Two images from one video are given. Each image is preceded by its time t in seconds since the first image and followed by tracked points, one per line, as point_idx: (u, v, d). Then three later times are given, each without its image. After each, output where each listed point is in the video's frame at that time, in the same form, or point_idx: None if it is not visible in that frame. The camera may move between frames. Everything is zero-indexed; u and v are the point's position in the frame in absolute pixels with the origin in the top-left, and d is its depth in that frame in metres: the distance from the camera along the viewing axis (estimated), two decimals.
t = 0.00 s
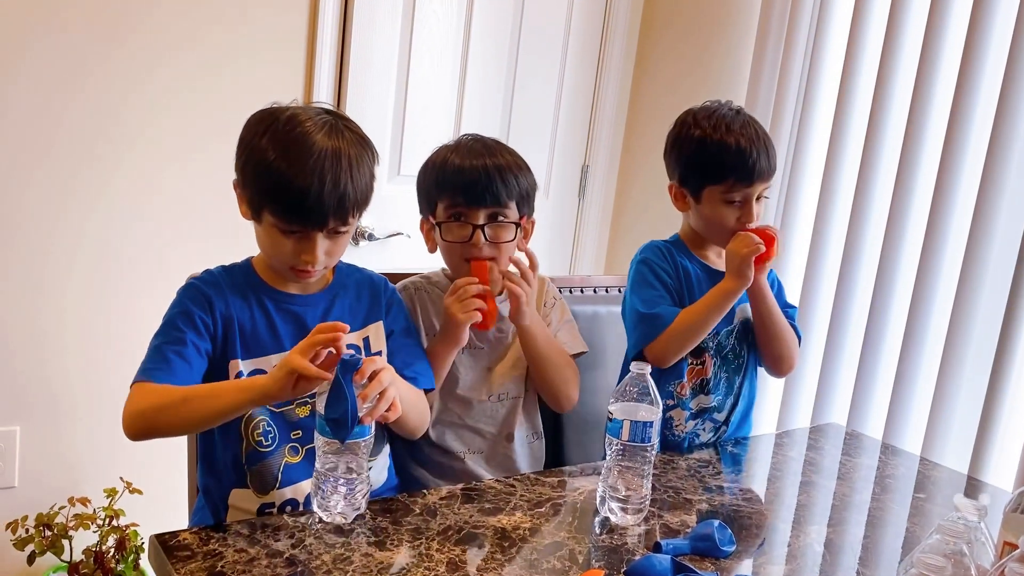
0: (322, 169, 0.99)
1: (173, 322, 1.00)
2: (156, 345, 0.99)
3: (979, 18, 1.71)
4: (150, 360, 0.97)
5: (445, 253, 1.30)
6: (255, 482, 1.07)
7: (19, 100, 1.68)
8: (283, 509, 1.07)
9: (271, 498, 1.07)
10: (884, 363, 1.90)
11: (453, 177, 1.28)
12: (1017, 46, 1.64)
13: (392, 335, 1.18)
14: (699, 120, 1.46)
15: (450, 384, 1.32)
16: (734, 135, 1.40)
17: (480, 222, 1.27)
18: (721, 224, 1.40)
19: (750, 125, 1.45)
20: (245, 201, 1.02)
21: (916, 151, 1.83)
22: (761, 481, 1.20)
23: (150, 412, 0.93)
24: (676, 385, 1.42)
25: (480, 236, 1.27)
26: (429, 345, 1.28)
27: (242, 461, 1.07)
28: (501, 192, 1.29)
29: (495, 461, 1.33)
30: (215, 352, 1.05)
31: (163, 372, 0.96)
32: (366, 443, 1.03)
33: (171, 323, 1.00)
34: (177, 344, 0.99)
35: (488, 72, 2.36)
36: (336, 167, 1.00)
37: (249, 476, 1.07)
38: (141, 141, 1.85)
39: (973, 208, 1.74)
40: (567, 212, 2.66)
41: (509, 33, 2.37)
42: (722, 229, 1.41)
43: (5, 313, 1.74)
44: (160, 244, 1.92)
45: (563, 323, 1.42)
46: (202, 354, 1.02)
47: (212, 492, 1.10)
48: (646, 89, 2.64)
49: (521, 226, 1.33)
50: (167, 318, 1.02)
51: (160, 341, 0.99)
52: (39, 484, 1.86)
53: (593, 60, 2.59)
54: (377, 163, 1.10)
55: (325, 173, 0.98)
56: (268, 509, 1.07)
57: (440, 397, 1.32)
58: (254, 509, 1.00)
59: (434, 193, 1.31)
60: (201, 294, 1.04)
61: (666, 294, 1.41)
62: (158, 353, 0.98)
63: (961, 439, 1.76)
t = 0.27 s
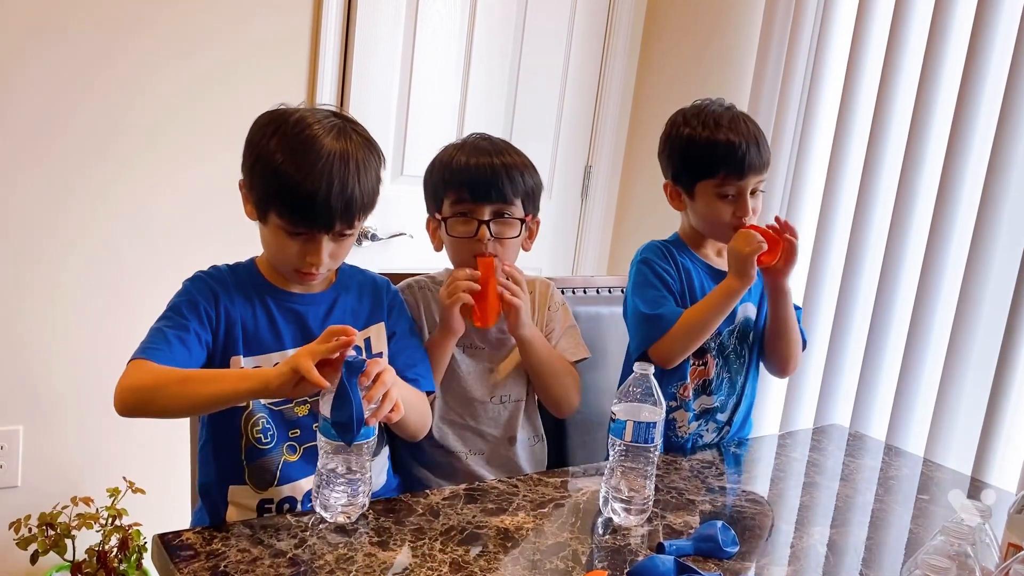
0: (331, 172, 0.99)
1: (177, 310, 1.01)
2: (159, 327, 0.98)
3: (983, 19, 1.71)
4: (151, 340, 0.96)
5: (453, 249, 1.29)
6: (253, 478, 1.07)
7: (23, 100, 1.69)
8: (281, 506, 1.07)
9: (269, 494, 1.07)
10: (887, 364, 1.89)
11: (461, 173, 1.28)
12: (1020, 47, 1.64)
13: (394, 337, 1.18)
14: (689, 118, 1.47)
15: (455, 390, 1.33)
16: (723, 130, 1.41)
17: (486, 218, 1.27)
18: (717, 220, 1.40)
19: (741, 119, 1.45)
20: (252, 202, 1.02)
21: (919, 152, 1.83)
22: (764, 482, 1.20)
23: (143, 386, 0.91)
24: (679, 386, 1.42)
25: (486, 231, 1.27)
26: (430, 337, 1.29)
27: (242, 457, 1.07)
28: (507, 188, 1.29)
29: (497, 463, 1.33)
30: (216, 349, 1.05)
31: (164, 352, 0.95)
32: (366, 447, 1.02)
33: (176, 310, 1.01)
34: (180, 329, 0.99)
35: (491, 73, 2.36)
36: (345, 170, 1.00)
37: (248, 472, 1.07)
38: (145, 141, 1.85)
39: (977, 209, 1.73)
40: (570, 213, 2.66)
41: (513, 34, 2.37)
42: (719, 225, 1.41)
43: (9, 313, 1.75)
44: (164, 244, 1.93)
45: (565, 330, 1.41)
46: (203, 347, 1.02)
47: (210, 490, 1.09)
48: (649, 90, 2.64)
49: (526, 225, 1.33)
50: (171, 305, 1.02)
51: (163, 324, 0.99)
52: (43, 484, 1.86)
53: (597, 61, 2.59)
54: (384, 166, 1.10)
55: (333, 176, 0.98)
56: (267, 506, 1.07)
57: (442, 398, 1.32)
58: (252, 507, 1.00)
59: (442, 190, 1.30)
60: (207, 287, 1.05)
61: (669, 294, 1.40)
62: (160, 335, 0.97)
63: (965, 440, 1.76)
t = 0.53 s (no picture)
0: (334, 171, 0.99)
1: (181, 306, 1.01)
2: (163, 323, 0.98)
3: (985, 19, 1.70)
4: (155, 336, 0.96)
5: (454, 249, 1.30)
6: (255, 476, 1.07)
7: (26, 100, 1.69)
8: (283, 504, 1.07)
9: (271, 492, 1.07)
10: (889, 364, 1.89)
11: (464, 172, 1.28)
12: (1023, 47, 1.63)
13: (396, 336, 1.18)
14: (679, 117, 1.49)
15: (456, 391, 1.33)
16: (713, 124, 1.43)
17: (487, 218, 1.27)
18: (715, 211, 1.41)
19: (731, 113, 1.46)
20: (256, 202, 1.02)
21: (921, 152, 1.82)
22: (765, 482, 1.20)
23: (148, 379, 0.91)
24: (680, 386, 1.42)
25: (486, 231, 1.27)
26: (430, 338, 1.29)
27: (244, 455, 1.07)
28: (508, 188, 1.29)
29: (497, 464, 1.33)
30: (219, 347, 1.05)
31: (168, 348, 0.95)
32: (367, 452, 1.02)
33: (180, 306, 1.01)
34: (183, 325, 0.99)
35: (493, 73, 2.36)
36: (348, 169, 1.00)
37: (250, 470, 1.08)
38: (147, 141, 1.86)
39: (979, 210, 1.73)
40: (572, 213, 2.66)
41: (515, 35, 2.37)
42: (717, 215, 1.41)
43: (11, 313, 1.75)
44: (165, 243, 1.93)
45: (566, 332, 1.42)
46: (207, 343, 1.02)
47: (212, 486, 1.10)
48: (651, 91, 2.64)
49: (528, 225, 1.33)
50: (175, 302, 1.02)
51: (167, 320, 0.99)
52: (45, 483, 1.87)
53: (599, 61, 2.59)
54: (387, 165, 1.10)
55: (336, 175, 0.99)
56: (268, 504, 1.08)
57: (442, 399, 1.33)
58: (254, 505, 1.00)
59: (445, 190, 1.31)
60: (211, 285, 1.05)
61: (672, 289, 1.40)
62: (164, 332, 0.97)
63: (966, 441, 1.76)
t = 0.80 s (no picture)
0: (338, 169, 0.99)
1: (185, 309, 1.00)
2: (166, 330, 0.98)
3: (988, 18, 1.70)
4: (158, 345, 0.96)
5: (453, 249, 1.30)
6: (257, 475, 1.07)
7: (29, 99, 1.69)
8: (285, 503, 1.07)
9: (273, 491, 1.07)
10: (891, 364, 1.89)
11: (462, 172, 1.28)
12: None
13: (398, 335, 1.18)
14: (679, 116, 1.50)
15: (457, 391, 1.33)
16: (712, 122, 1.43)
17: (485, 218, 1.27)
18: (714, 206, 1.41)
19: (731, 111, 1.46)
20: (260, 201, 1.02)
21: (924, 151, 1.82)
22: (767, 482, 1.20)
23: (151, 392, 0.91)
24: (678, 386, 1.42)
25: (485, 232, 1.26)
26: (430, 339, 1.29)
27: (246, 453, 1.07)
28: (507, 189, 1.29)
29: (497, 464, 1.33)
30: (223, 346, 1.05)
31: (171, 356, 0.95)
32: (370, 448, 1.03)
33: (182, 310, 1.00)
34: (186, 331, 0.98)
35: (495, 72, 2.36)
36: (352, 168, 1.00)
37: (252, 469, 1.08)
38: (149, 140, 1.86)
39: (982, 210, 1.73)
40: (574, 212, 2.66)
41: (517, 34, 2.37)
42: (716, 210, 1.41)
43: (14, 311, 1.75)
44: (168, 242, 1.93)
45: (566, 332, 1.42)
46: (211, 345, 1.02)
47: (214, 487, 1.09)
48: (654, 90, 2.64)
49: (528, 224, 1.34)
50: (177, 306, 1.01)
51: (170, 326, 0.98)
52: (47, 481, 1.87)
53: (601, 61, 2.59)
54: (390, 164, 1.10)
55: (340, 174, 0.99)
56: (270, 503, 1.08)
57: (442, 398, 1.33)
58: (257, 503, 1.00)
59: (444, 190, 1.31)
60: (212, 287, 1.05)
61: (669, 287, 1.40)
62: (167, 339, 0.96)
63: (969, 441, 1.75)
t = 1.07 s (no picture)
0: (335, 169, 0.99)
1: (188, 323, 1.00)
2: (170, 349, 0.98)
3: (990, 19, 1.70)
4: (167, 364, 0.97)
5: (454, 250, 1.30)
6: (260, 480, 1.08)
7: (31, 99, 1.70)
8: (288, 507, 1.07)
9: (277, 496, 1.08)
10: (892, 365, 1.89)
11: (458, 175, 1.29)
12: None
13: (402, 337, 1.18)
14: (678, 117, 1.50)
15: (459, 392, 1.33)
16: (710, 120, 1.43)
17: (486, 219, 1.27)
18: (711, 203, 1.42)
19: (730, 111, 1.46)
20: (259, 201, 1.02)
21: (926, 152, 1.82)
22: (768, 482, 1.20)
23: (166, 412, 0.94)
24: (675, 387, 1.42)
25: (485, 232, 1.26)
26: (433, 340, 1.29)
27: (248, 458, 1.07)
28: (507, 189, 1.29)
29: (499, 465, 1.33)
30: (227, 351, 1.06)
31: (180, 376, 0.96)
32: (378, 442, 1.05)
33: (186, 325, 1.00)
34: (192, 347, 0.98)
35: (497, 73, 2.36)
36: (349, 167, 1.00)
37: (255, 474, 1.08)
38: (151, 140, 1.86)
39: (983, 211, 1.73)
40: (576, 213, 2.66)
41: (519, 35, 2.38)
42: (713, 208, 1.42)
43: (16, 311, 1.76)
44: (170, 243, 1.93)
45: (567, 333, 1.42)
46: (217, 355, 1.02)
47: (219, 490, 1.10)
48: (655, 91, 2.64)
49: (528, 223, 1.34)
50: (180, 320, 1.01)
51: (174, 344, 0.99)
52: (49, 481, 1.87)
53: (603, 61, 2.59)
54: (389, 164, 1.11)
55: (337, 174, 0.99)
56: (273, 508, 1.08)
57: (445, 399, 1.33)
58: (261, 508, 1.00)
59: (443, 190, 1.31)
60: (213, 295, 1.05)
61: (666, 289, 1.41)
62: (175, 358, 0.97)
63: (970, 441, 1.75)
